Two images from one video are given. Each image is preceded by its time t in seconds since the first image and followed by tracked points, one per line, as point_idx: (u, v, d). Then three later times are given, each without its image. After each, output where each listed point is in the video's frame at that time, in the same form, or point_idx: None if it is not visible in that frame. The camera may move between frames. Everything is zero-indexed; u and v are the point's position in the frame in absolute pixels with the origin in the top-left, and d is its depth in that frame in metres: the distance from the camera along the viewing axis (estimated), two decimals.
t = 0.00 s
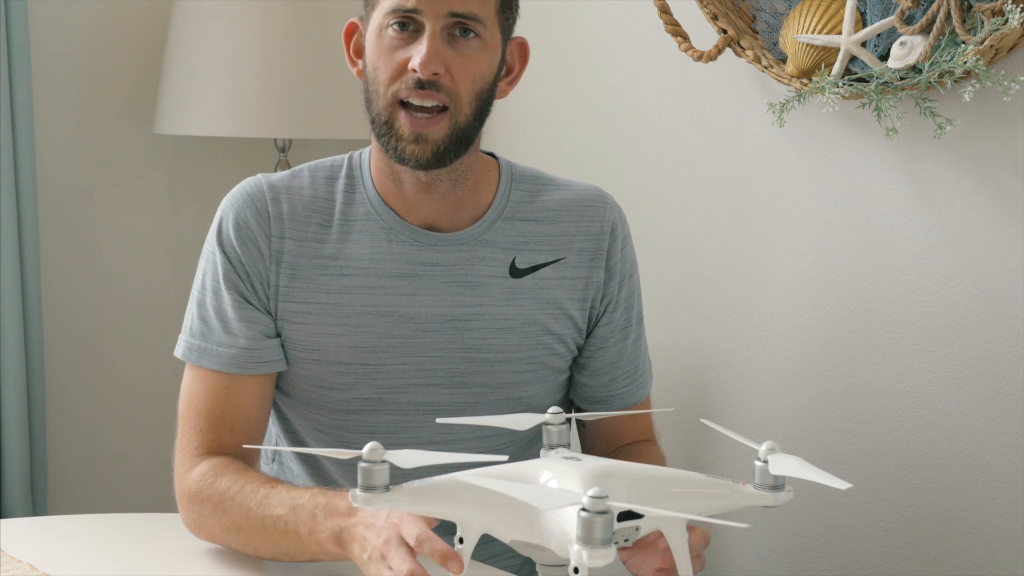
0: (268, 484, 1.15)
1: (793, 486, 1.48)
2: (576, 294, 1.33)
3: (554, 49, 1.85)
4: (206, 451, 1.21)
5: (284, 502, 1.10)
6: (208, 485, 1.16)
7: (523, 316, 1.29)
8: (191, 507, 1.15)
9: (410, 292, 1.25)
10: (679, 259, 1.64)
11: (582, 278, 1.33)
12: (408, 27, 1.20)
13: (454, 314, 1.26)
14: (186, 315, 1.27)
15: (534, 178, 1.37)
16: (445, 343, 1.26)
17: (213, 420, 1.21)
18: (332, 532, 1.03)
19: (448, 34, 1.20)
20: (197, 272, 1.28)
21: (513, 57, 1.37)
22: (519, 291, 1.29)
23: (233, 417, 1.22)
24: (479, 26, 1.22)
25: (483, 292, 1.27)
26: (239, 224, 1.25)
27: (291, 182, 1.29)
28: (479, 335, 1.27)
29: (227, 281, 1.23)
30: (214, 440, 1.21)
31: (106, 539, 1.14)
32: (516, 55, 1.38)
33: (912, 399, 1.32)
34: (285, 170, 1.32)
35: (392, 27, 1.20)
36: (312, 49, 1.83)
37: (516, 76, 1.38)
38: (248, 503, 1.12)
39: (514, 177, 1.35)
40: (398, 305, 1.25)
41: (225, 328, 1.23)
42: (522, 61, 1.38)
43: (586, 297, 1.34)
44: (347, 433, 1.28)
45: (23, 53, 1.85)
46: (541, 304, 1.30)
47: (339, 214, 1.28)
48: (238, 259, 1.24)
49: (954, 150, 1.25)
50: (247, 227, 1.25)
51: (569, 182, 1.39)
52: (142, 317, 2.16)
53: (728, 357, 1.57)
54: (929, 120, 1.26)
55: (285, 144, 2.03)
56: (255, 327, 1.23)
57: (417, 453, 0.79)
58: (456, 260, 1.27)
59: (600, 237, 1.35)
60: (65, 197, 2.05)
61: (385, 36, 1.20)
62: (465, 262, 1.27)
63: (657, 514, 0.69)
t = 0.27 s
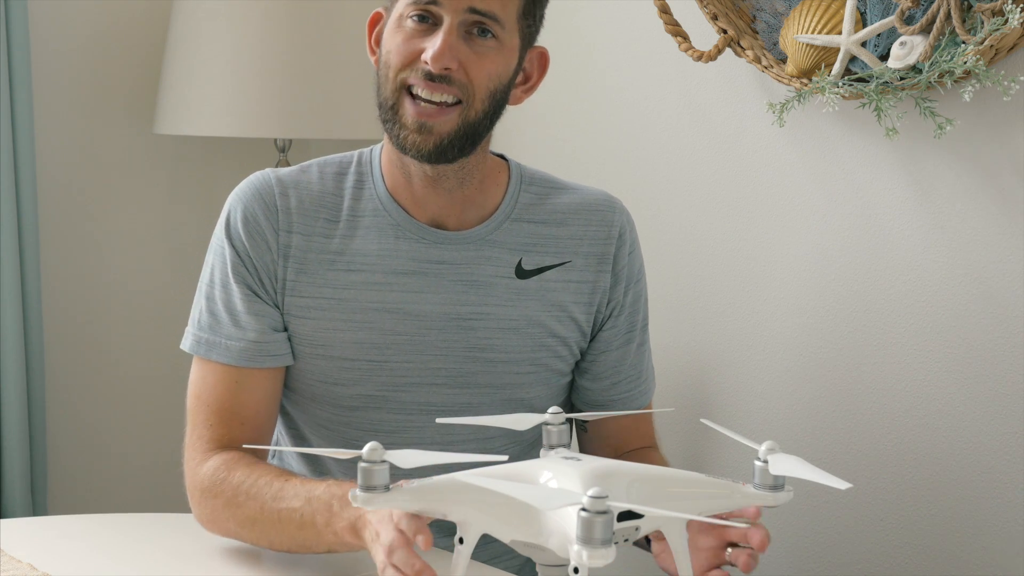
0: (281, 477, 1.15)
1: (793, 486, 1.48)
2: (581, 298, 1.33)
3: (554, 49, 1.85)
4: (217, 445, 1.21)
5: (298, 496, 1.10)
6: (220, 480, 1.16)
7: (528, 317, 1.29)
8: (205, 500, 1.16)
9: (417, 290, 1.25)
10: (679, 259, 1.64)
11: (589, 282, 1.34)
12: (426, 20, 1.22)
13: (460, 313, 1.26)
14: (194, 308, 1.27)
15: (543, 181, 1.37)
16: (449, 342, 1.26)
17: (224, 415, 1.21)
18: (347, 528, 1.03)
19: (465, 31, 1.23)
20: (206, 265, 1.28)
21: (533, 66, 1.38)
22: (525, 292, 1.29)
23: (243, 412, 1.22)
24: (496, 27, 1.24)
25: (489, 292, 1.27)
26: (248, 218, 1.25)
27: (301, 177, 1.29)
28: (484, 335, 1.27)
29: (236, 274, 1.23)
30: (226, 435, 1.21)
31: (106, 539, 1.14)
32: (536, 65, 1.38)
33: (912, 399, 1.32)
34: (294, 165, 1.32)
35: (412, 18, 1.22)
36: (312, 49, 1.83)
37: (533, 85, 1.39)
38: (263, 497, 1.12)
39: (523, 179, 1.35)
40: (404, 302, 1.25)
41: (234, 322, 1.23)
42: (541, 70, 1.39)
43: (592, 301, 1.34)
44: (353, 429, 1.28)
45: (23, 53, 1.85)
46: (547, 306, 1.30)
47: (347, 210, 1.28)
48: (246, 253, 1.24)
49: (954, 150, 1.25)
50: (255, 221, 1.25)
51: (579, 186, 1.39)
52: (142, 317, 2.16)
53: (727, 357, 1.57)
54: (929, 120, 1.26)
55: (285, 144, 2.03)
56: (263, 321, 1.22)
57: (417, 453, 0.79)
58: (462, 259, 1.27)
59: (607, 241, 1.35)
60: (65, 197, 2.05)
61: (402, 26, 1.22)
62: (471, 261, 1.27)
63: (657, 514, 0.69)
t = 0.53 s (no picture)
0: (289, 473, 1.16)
1: (793, 486, 1.48)
2: (592, 305, 1.32)
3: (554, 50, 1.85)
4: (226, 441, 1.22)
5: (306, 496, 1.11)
6: (230, 476, 1.18)
7: (538, 323, 1.28)
8: (216, 495, 1.17)
9: (426, 293, 1.25)
10: (679, 258, 1.64)
11: (600, 290, 1.33)
12: (444, 27, 1.19)
13: (469, 317, 1.26)
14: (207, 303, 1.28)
15: (559, 186, 1.36)
16: (457, 346, 1.26)
17: (232, 411, 1.22)
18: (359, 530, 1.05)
19: (484, 38, 1.19)
20: (219, 261, 1.30)
21: (547, 64, 1.37)
22: (535, 298, 1.28)
23: (251, 409, 1.23)
24: (515, 32, 1.21)
25: (499, 297, 1.27)
26: (260, 215, 1.26)
27: (315, 176, 1.30)
28: (492, 341, 1.26)
29: (247, 271, 1.25)
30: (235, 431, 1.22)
31: (106, 539, 1.14)
32: (550, 63, 1.38)
33: (912, 398, 1.32)
34: (310, 163, 1.33)
35: (429, 26, 1.19)
36: (311, 49, 1.83)
37: (548, 83, 1.38)
38: (273, 497, 1.13)
39: (538, 183, 1.34)
40: (413, 304, 1.25)
41: (244, 319, 1.24)
42: (555, 68, 1.38)
43: (603, 308, 1.33)
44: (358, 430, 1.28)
45: (23, 53, 1.85)
46: (558, 313, 1.29)
47: (360, 210, 1.28)
48: (257, 250, 1.25)
49: (954, 150, 1.24)
50: (267, 219, 1.26)
51: (595, 192, 1.38)
52: (142, 317, 2.16)
53: (728, 357, 1.57)
54: (929, 120, 1.26)
55: (285, 144, 2.03)
56: (272, 320, 1.23)
57: (417, 453, 0.79)
58: (473, 263, 1.27)
59: (619, 248, 1.34)
60: (65, 197, 2.05)
61: (420, 34, 1.19)
62: (482, 266, 1.27)
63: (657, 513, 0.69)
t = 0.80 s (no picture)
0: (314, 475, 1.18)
1: (793, 486, 1.48)
2: (601, 307, 1.30)
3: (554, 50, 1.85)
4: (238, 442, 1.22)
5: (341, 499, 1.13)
6: (251, 479, 1.18)
7: (546, 327, 1.27)
8: (236, 497, 1.17)
9: (432, 293, 1.25)
10: (679, 258, 1.64)
11: (609, 292, 1.31)
12: (455, 28, 1.18)
13: (475, 319, 1.25)
14: (217, 301, 1.28)
15: (569, 186, 1.35)
16: (462, 347, 1.25)
17: (243, 411, 1.23)
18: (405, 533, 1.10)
19: (496, 34, 1.18)
20: (227, 259, 1.30)
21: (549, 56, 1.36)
22: (542, 301, 1.27)
23: (262, 411, 1.24)
24: (526, 25, 1.20)
25: (507, 299, 1.26)
26: (268, 212, 1.27)
27: (324, 175, 1.30)
28: (498, 343, 1.26)
29: (256, 270, 1.25)
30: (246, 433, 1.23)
31: (106, 539, 1.14)
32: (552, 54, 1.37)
33: (911, 398, 1.32)
34: (319, 162, 1.33)
35: (440, 28, 1.18)
36: (311, 49, 1.83)
37: (552, 74, 1.36)
38: (302, 499, 1.14)
39: (548, 184, 1.33)
40: (419, 305, 1.25)
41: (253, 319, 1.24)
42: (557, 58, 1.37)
43: (613, 311, 1.31)
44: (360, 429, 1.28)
45: (23, 53, 1.85)
46: (566, 316, 1.28)
47: (369, 209, 1.28)
48: (266, 250, 1.26)
49: (954, 150, 1.25)
50: (276, 218, 1.27)
51: (606, 193, 1.36)
52: (142, 317, 2.16)
53: (728, 357, 1.57)
54: (929, 120, 1.26)
55: (285, 144, 2.02)
56: (280, 320, 1.24)
57: (418, 453, 0.79)
58: (480, 265, 1.26)
59: (629, 250, 1.32)
60: (65, 197, 2.05)
61: (432, 37, 1.18)
62: (489, 268, 1.26)
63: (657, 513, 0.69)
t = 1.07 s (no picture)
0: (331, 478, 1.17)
1: (794, 486, 1.48)
2: (599, 298, 1.30)
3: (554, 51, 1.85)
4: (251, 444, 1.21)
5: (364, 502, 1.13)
6: (268, 484, 1.17)
7: (546, 320, 1.27)
8: (252, 501, 1.16)
9: (431, 289, 1.26)
10: (679, 258, 1.64)
11: (607, 283, 1.30)
12: (436, 25, 1.18)
13: (475, 314, 1.25)
14: (220, 301, 1.28)
15: (567, 181, 1.35)
16: (464, 343, 1.25)
17: (254, 413, 1.22)
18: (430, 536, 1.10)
19: (478, 29, 1.18)
20: (228, 259, 1.31)
21: (540, 47, 1.36)
22: (541, 294, 1.27)
23: (275, 409, 1.23)
24: (507, 19, 1.19)
25: (505, 293, 1.26)
26: (268, 210, 1.28)
27: (321, 173, 1.31)
28: (498, 337, 1.26)
29: (258, 268, 1.26)
30: (260, 434, 1.21)
31: (106, 539, 1.14)
32: (542, 45, 1.36)
33: (911, 398, 1.32)
34: (316, 162, 1.35)
35: (421, 26, 1.18)
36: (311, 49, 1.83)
37: (544, 66, 1.36)
38: (323, 503, 1.13)
39: (545, 179, 1.33)
40: (419, 301, 1.25)
41: (260, 315, 1.24)
42: (548, 51, 1.37)
43: (610, 302, 1.30)
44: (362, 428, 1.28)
45: (23, 53, 1.85)
46: (565, 308, 1.28)
47: (367, 207, 1.29)
48: (267, 248, 1.26)
49: (954, 150, 1.24)
50: (276, 216, 1.28)
51: (603, 187, 1.37)
52: (142, 317, 2.16)
53: (728, 357, 1.57)
54: (929, 120, 1.26)
55: (285, 144, 2.03)
56: (288, 315, 1.24)
57: (418, 453, 0.79)
58: (479, 259, 1.26)
59: (626, 242, 1.32)
60: (65, 197, 2.05)
61: (414, 36, 1.18)
62: (488, 262, 1.27)
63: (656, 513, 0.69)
